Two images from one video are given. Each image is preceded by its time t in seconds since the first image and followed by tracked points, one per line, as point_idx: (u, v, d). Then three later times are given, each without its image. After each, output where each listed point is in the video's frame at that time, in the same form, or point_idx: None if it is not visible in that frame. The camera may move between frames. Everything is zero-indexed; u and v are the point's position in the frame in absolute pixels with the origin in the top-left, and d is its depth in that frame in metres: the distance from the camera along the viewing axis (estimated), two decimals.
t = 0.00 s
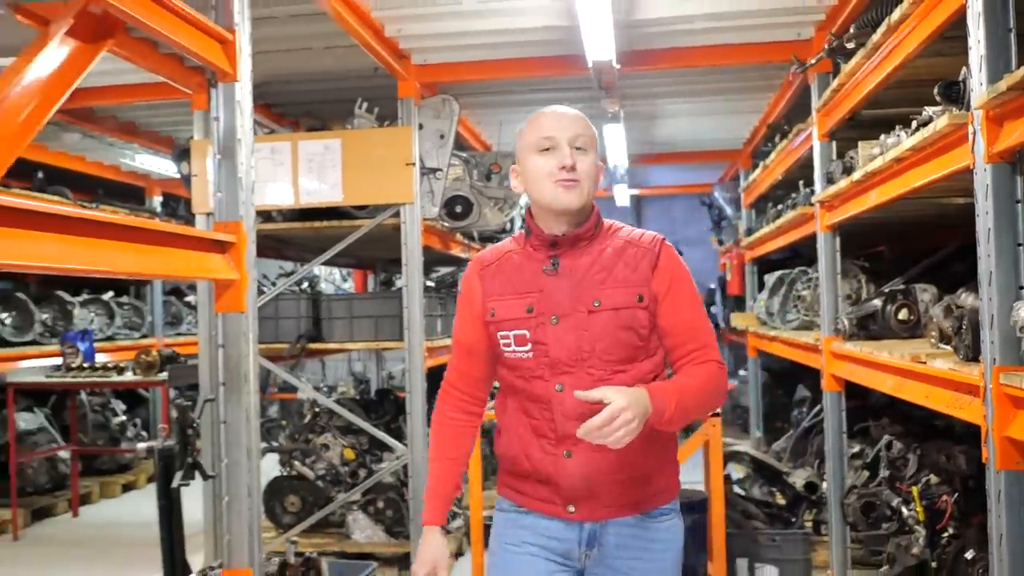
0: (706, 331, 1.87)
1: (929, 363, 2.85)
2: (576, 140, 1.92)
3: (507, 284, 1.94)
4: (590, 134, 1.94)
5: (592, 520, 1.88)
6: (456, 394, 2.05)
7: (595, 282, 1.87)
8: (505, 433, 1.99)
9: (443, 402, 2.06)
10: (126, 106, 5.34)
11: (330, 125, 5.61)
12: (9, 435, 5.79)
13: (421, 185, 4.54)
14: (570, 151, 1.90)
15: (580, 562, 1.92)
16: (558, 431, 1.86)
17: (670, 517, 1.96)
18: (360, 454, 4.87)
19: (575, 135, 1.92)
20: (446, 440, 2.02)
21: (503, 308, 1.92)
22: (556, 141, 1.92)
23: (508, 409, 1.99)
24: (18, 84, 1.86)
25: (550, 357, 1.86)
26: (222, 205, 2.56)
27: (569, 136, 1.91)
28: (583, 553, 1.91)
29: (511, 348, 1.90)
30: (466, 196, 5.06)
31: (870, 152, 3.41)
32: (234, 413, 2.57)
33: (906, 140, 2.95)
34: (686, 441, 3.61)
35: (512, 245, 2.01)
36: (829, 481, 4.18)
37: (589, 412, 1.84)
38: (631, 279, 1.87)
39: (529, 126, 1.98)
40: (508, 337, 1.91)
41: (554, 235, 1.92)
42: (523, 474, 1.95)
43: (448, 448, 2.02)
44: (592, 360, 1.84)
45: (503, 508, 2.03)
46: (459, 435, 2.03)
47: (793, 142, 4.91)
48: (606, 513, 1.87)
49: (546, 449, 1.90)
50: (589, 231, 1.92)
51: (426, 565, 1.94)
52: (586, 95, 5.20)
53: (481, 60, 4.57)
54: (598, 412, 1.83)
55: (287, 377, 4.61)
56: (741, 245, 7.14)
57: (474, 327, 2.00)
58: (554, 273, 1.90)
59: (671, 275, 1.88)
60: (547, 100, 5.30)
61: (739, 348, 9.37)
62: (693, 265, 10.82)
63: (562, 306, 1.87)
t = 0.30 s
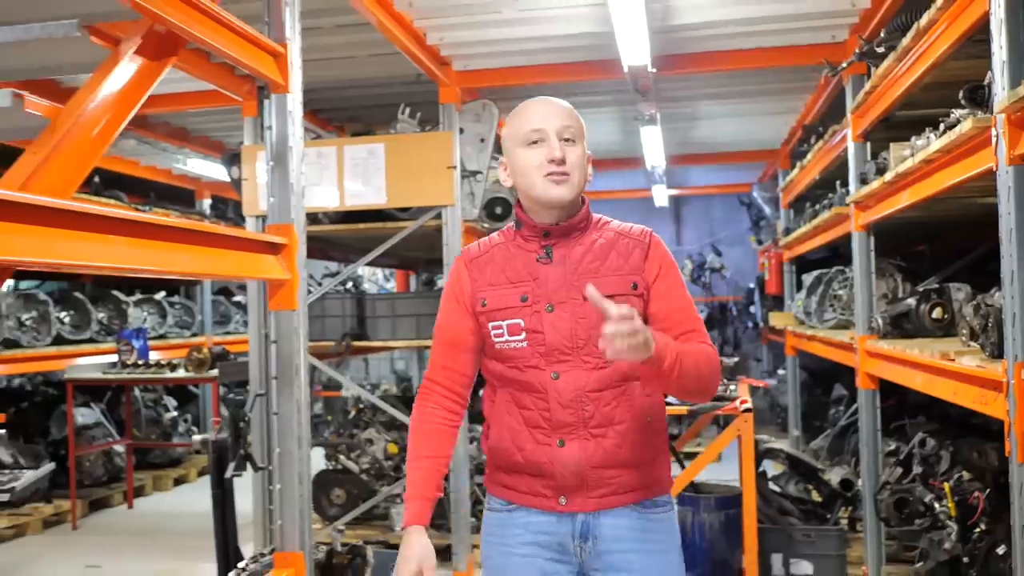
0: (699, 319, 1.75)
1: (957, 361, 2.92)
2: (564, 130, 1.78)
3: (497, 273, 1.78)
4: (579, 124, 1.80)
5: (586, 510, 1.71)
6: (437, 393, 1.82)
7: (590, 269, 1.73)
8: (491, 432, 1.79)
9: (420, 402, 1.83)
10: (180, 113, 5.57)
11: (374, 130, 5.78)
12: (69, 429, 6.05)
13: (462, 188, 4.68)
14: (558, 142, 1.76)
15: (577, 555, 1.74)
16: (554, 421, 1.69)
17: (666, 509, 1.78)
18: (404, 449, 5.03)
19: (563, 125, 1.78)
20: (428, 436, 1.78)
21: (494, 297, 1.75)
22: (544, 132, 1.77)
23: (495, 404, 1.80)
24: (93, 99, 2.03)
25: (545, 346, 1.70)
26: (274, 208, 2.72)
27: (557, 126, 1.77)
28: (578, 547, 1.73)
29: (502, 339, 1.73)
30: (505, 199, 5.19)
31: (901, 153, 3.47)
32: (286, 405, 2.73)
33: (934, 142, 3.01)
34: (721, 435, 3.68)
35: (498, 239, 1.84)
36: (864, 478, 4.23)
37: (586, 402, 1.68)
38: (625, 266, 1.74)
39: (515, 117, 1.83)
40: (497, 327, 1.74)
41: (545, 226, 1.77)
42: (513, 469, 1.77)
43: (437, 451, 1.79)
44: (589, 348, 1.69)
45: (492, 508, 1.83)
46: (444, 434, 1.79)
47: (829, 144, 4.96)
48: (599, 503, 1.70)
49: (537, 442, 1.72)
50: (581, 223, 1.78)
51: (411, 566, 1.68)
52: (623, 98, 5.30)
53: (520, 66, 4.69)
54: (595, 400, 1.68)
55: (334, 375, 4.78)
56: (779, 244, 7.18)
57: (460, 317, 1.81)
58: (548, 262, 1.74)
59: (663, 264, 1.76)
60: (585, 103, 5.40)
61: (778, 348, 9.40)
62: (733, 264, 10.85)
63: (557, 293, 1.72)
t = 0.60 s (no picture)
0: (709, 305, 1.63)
1: (976, 355, 3.01)
2: (569, 122, 1.63)
3: (499, 265, 1.68)
4: (584, 117, 1.66)
5: (584, 502, 1.58)
6: (444, 379, 1.69)
7: (593, 258, 1.62)
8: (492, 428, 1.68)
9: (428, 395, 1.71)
10: (221, 117, 5.75)
11: (407, 131, 5.92)
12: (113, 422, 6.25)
13: (493, 188, 4.81)
14: (563, 134, 1.61)
15: (578, 543, 1.60)
16: (551, 415, 1.58)
17: (670, 493, 1.62)
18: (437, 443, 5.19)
19: (569, 117, 1.64)
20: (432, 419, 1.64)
21: (495, 289, 1.66)
22: (548, 123, 1.63)
23: (496, 400, 1.69)
24: (155, 109, 2.18)
25: (545, 338, 1.59)
26: (319, 208, 2.86)
27: (562, 117, 1.63)
28: (578, 535, 1.60)
29: (502, 333, 1.63)
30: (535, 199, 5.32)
31: (923, 152, 3.54)
32: (330, 395, 2.88)
33: (953, 141, 3.09)
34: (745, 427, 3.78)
35: (503, 235, 1.75)
36: (889, 472, 4.32)
37: (585, 395, 1.56)
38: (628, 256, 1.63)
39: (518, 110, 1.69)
40: (497, 320, 1.64)
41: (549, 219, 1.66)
42: (511, 460, 1.65)
43: (439, 435, 1.64)
44: (588, 340, 1.57)
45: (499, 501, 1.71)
46: (450, 423, 1.65)
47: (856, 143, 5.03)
48: (598, 494, 1.57)
49: (535, 436, 1.60)
50: (586, 218, 1.67)
51: (429, 537, 1.51)
52: (651, 99, 5.40)
53: (551, 69, 4.79)
54: (592, 392, 1.56)
55: (371, 369, 4.94)
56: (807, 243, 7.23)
57: (466, 308, 1.72)
58: (550, 252, 1.64)
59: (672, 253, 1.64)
60: (614, 105, 5.51)
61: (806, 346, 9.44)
62: (762, 263, 10.90)
63: (558, 283, 1.61)
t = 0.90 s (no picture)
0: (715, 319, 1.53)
1: (989, 353, 3.08)
2: (582, 126, 1.58)
3: (500, 269, 1.64)
4: (599, 120, 1.60)
5: (574, 511, 1.56)
6: (454, 383, 1.69)
7: (592, 265, 1.56)
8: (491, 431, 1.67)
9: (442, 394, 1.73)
10: (253, 121, 5.91)
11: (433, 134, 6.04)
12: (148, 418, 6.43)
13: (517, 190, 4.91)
14: (574, 140, 1.56)
15: (569, 553, 1.58)
16: (543, 424, 1.55)
17: (664, 506, 1.57)
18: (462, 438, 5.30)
19: (583, 121, 1.58)
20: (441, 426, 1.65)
21: (494, 294, 1.62)
22: (561, 126, 1.57)
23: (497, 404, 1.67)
24: (199, 119, 2.35)
25: (539, 347, 1.55)
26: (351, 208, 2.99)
27: (576, 121, 1.57)
28: (568, 546, 1.58)
29: (499, 339, 1.60)
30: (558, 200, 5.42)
31: (938, 154, 3.62)
32: (362, 388, 3.01)
33: (966, 143, 3.16)
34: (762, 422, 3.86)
35: (511, 235, 1.71)
36: (907, 468, 4.39)
37: (575, 406, 1.53)
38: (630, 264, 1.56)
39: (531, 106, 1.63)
40: (496, 325, 1.62)
41: (552, 225, 1.61)
42: (507, 463, 1.64)
43: (451, 440, 1.65)
44: (582, 351, 1.53)
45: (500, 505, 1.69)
46: (461, 426, 1.66)
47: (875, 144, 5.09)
48: (588, 504, 1.54)
49: (528, 444, 1.58)
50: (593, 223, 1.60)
51: (439, 545, 1.53)
52: (673, 101, 5.48)
53: (574, 73, 4.90)
54: (583, 404, 1.52)
55: (398, 366, 5.07)
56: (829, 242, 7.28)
57: (471, 311, 1.69)
58: (549, 259, 1.59)
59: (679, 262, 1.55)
60: (636, 107, 5.60)
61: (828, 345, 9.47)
62: (785, 263, 10.94)
63: (554, 291, 1.56)
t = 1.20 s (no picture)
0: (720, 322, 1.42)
1: (1008, 352, 3.10)
2: (594, 108, 1.50)
3: (497, 254, 1.61)
4: (613, 102, 1.51)
5: (559, 515, 1.51)
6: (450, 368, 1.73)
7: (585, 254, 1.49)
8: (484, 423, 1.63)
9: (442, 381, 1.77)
10: (288, 125, 6.07)
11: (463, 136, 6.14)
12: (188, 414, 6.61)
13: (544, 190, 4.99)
14: (582, 122, 1.49)
15: (552, 558, 1.54)
16: (526, 419, 1.51)
17: (657, 516, 1.49)
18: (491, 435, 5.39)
19: (596, 102, 1.50)
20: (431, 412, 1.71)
21: (488, 279, 1.59)
22: (571, 105, 1.50)
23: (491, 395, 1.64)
24: (233, 126, 2.48)
25: (526, 338, 1.51)
26: (379, 210, 3.10)
27: (588, 101, 1.49)
28: (552, 550, 1.53)
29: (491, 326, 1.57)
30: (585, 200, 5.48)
31: (960, 154, 3.64)
32: (389, 384, 3.12)
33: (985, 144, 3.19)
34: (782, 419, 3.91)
35: (517, 219, 1.67)
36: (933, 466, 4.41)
37: (558, 401, 1.47)
38: (627, 255, 1.48)
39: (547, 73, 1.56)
40: (490, 312, 1.58)
41: (549, 209, 1.56)
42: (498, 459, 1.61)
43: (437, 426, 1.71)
44: (568, 343, 1.47)
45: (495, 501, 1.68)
46: (449, 413, 1.71)
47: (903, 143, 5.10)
48: (573, 508, 1.49)
49: (514, 438, 1.54)
50: (593, 210, 1.54)
51: (404, 535, 1.59)
52: (700, 102, 5.53)
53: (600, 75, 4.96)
54: (567, 400, 1.47)
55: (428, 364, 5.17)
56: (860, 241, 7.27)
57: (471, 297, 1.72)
58: (543, 246, 1.55)
59: (682, 256, 1.45)
60: (664, 108, 5.65)
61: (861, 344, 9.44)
62: (817, 262, 10.91)
63: (544, 279, 1.51)
